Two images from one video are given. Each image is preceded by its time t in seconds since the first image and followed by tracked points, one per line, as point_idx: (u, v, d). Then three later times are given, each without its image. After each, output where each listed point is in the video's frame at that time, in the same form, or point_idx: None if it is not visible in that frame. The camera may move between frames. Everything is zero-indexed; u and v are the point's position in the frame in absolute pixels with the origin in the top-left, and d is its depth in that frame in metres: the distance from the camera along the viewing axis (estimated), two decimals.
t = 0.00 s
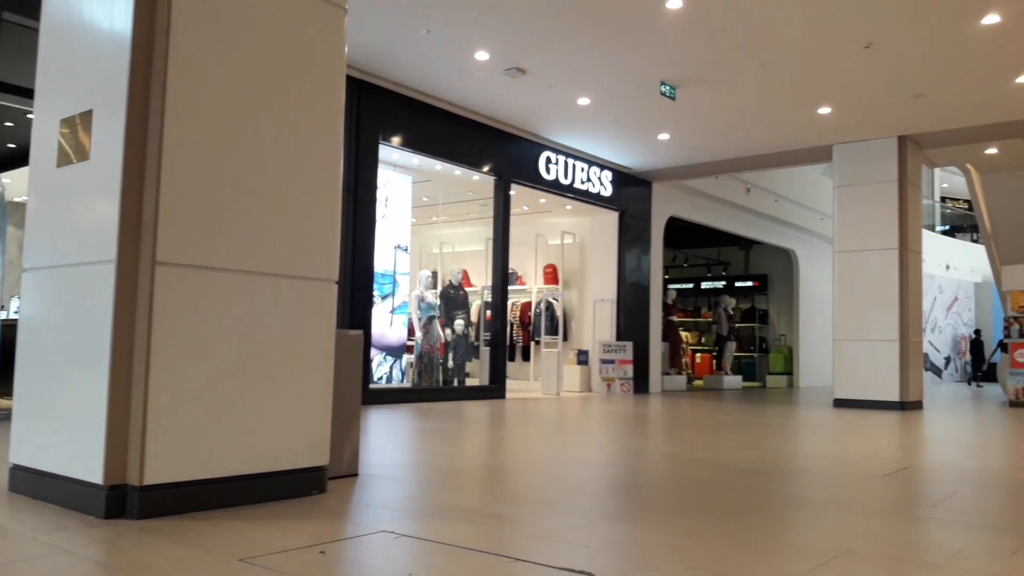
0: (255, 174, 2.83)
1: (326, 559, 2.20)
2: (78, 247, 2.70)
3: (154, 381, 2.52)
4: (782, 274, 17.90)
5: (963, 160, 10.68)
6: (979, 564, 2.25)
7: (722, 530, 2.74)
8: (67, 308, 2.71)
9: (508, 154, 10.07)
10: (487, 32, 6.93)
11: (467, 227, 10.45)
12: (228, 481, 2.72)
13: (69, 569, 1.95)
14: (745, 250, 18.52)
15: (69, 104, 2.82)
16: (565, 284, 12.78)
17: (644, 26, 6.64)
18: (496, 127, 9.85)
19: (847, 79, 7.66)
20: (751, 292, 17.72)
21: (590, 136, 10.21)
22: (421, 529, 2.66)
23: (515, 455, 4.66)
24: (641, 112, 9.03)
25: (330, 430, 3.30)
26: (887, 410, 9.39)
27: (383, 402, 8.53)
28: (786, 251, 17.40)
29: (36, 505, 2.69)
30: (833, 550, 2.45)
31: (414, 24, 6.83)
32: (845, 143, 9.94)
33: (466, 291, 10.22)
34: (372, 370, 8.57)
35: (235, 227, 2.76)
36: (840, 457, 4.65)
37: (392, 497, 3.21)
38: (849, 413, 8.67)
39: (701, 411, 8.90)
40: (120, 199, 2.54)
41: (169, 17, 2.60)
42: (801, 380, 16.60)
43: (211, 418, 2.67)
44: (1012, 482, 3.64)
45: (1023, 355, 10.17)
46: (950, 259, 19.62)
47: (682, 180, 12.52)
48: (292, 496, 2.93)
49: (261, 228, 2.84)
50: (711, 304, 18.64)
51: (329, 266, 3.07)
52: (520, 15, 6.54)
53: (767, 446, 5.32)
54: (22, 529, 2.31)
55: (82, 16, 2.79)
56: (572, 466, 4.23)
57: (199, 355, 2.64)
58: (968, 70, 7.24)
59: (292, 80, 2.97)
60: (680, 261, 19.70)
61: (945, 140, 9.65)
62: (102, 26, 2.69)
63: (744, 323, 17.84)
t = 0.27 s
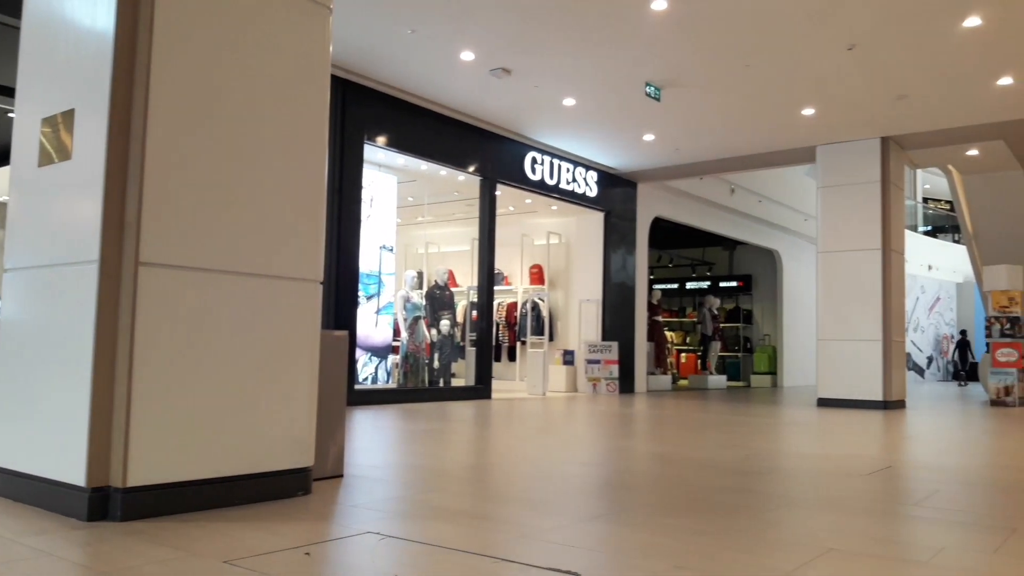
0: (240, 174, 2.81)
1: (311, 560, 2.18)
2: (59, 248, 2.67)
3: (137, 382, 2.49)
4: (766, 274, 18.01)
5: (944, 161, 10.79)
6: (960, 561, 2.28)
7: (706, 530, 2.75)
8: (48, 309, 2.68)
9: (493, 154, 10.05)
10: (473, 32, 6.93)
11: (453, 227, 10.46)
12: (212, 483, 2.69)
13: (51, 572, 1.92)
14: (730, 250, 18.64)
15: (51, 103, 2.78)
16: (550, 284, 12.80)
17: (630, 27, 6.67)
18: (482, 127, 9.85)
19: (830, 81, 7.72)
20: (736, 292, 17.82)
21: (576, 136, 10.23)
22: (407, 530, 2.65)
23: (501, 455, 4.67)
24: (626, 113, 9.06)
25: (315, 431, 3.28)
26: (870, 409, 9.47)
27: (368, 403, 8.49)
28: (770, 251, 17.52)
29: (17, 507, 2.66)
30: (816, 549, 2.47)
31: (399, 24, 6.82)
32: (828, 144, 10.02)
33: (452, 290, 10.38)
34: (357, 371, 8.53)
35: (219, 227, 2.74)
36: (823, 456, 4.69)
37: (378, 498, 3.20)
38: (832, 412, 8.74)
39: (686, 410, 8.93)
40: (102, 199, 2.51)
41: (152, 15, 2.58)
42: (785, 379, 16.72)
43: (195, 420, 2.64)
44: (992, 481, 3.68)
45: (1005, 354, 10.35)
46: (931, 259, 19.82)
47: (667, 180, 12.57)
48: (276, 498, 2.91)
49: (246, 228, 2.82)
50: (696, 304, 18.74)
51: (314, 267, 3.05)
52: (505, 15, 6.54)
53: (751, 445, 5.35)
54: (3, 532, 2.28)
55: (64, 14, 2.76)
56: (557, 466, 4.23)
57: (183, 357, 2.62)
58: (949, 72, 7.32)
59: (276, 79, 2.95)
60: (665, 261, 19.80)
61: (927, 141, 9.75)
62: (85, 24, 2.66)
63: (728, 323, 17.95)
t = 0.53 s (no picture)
0: (218, 171, 2.78)
1: (290, 560, 2.16)
2: (34, 246, 2.61)
3: (113, 382, 2.45)
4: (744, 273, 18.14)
5: (920, 161, 10.93)
6: (935, 557, 2.31)
7: (686, 527, 2.76)
8: (23, 308, 2.63)
9: (474, 152, 10.02)
10: (453, 30, 6.90)
11: (434, 225, 10.60)
12: (189, 482, 2.66)
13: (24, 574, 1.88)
14: (709, 249, 18.77)
15: (25, 99, 2.73)
16: (531, 283, 12.81)
17: (611, 27, 6.68)
18: (463, 126, 9.82)
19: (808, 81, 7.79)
20: (715, 291, 17.93)
21: (557, 135, 10.24)
22: (387, 529, 2.63)
23: (481, 453, 4.66)
24: (607, 112, 9.08)
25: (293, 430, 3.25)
26: (848, 407, 9.57)
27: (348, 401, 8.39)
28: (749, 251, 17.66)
29: None
30: (795, 546, 2.48)
31: (379, 21, 6.78)
32: (806, 144, 10.12)
33: (432, 289, 10.25)
34: (336, 370, 8.49)
35: (197, 224, 2.70)
36: (801, 454, 4.73)
37: (357, 497, 3.17)
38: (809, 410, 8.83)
39: (666, 408, 8.98)
40: (78, 195, 2.46)
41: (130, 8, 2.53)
42: (763, 378, 16.85)
43: (172, 421, 2.61)
44: (967, 478, 3.74)
45: (979, 352, 10.53)
46: (907, 258, 20.08)
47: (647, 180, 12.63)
48: (255, 497, 2.88)
49: (224, 226, 2.79)
50: (675, 302, 18.85)
51: (293, 265, 3.02)
52: (485, 13, 6.52)
53: (730, 443, 5.39)
54: None
55: (39, 8, 2.71)
56: (538, 465, 4.23)
57: (160, 357, 2.58)
58: (925, 73, 7.42)
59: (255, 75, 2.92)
60: (645, 260, 19.90)
61: (904, 142, 9.87)
62: (60, 18, 2.61)
63: (707, 322, 18.08)
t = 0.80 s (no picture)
0: (198, 167, 2.75)
1: (270, 559, 2.15)
2: (9, 242, 2.57)
3: (91, 380, 2.41)
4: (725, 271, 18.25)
5: (898, 162, 11.06)
6: (913, 554, 2.34)
7: (668, 524, 2.77)
8: None
9: (456, 150, 9.99)
10: (436, 27, 6.88)
11: (414, 223, 10.56)
12: (168, 481, 2.63)
13: None
14: (689, 248, 18.87)
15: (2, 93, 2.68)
16: (513, 281, 12.82)
17: (594, 25, 6.70)
18: (445, 123, 9.78)
19: (789, 81, 7.85)
20: (695, 289, 18.02)
21: (539, 133, 10.23)
22: (367, 527, 2.62)
23: (463, 452, 4.65)
24: (589, 111, 9.09)
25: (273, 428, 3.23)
26: (826, 405, 9.67)
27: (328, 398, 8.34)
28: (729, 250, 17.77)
29: None
30: (775, 543, 2.50)
31: (360, 17, 6.73)
32: (786, 145, 10.20)
33: (414, 287, 10.19)
34: (316, 367, 8.45)
35: (177, 220, 2.67)
36: (780, 452, 4.77)
37: (338, 495, 3.15)
38: (789, 408, 8.91)
39: (647, 407, 9.02)
40: (56, 190, 2.43)
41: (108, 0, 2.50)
42: (743, 376, 16.97)
43: (150, 419, 2.57)
44: (942, 475, 3.79)
45: (956, 351, 10.65)
46: (885, 258, 20.31)
47: (629, 179, 12.66)
48: (234, 496, 2.85)
49: (203, 223, 2.76)
50: (656, 301, 18.93)
51: (274, 262, 2.99)
52: (468, 10, 6.50)
53: (709, 441, 5.42)
54: None
55: None
56: (519, 463, 4.23)
57: (138, 354, 2.54)
58: (903, 75, 7.50)
59: (236, 70, 2.89)
60: (627, 258, 19.98)
61: (882, 142, 9.98)
62: (37, 10, 2.57)
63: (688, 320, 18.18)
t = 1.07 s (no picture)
0: (185, 165, 2.73)
1: (257, 559, 2.13)
2: None
3: (76, 379, 2.39)
4: (712, 271, 18.33)
5: (883, 163, 11.14)
6: (899, 552, 2.35)
7: (656, 524, 2.78)
8: None
9: (445, 149, 9.98)
10: (424, 26, 6.87)
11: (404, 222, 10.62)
12: (154, 482, 2.61)
13: None
14: (677, 248, 18.94)
15: None
16: (501, 281, 12.82)
17: (582, 26, 6.70)
18: (433, 122, 9.76)
19: (776, 82, 7.89)
20: (683, 289, 18.07)
21: (527, 133, 10.23)
22: (355, 527, 2.61)
23: (451, 452, 4.64)
24: (578, 111, 9.10)
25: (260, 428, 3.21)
26: (813, 404, 9.73)
27: (316, 398, 8.30)
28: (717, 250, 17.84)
29: None
30: (762, 542, 2.51)
31: (348, 16, 6.71)
32: (773, 145, 10.25)
33: (402, 287, 10.19)
34: (304, 367, 8.42)
35: (163, 218, 2.65)
36: (767, 451, 4.80)
37: (325, 496, 3.14)
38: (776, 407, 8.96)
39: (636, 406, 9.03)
40: (40, 188, 2.40)
41: None
42: (730, 376, 17.05)
43: (136, 419, 2.55)
44: (927, 474, 3.82)
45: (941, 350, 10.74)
46: (871, 258, 20.46)
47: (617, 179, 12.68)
48: (221, 497, 2.83)
49: (189, 222, 2.73)
50: (644, 301, 18.98)
51: (261, 262, 2.97)
52: (456, 9, 6.49)
53: (697, 441, 5.44)
54: None
55: None
56: (507, 463, 4.22)
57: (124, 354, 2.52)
58: (889, 76, 7.56)
59: (223, 68, 2.87)
60: (615, 258, 20.02)
61: (868, 143, 10.05)
62: (21, 6, 2.54)
63: (676, 320, 18.24)
